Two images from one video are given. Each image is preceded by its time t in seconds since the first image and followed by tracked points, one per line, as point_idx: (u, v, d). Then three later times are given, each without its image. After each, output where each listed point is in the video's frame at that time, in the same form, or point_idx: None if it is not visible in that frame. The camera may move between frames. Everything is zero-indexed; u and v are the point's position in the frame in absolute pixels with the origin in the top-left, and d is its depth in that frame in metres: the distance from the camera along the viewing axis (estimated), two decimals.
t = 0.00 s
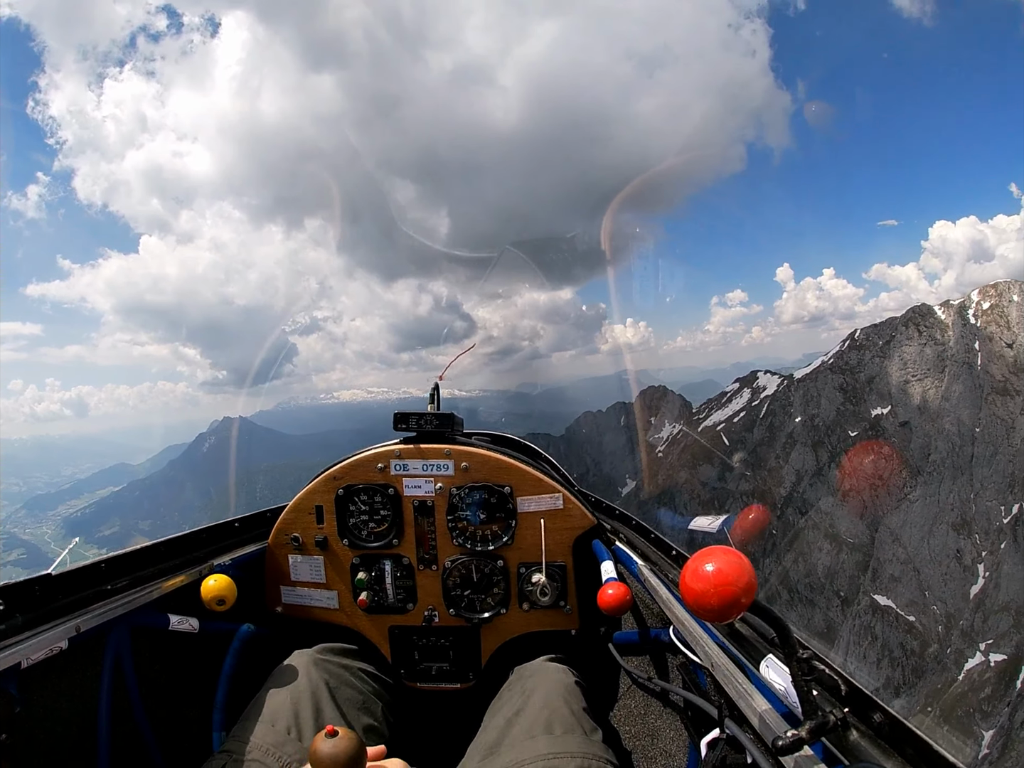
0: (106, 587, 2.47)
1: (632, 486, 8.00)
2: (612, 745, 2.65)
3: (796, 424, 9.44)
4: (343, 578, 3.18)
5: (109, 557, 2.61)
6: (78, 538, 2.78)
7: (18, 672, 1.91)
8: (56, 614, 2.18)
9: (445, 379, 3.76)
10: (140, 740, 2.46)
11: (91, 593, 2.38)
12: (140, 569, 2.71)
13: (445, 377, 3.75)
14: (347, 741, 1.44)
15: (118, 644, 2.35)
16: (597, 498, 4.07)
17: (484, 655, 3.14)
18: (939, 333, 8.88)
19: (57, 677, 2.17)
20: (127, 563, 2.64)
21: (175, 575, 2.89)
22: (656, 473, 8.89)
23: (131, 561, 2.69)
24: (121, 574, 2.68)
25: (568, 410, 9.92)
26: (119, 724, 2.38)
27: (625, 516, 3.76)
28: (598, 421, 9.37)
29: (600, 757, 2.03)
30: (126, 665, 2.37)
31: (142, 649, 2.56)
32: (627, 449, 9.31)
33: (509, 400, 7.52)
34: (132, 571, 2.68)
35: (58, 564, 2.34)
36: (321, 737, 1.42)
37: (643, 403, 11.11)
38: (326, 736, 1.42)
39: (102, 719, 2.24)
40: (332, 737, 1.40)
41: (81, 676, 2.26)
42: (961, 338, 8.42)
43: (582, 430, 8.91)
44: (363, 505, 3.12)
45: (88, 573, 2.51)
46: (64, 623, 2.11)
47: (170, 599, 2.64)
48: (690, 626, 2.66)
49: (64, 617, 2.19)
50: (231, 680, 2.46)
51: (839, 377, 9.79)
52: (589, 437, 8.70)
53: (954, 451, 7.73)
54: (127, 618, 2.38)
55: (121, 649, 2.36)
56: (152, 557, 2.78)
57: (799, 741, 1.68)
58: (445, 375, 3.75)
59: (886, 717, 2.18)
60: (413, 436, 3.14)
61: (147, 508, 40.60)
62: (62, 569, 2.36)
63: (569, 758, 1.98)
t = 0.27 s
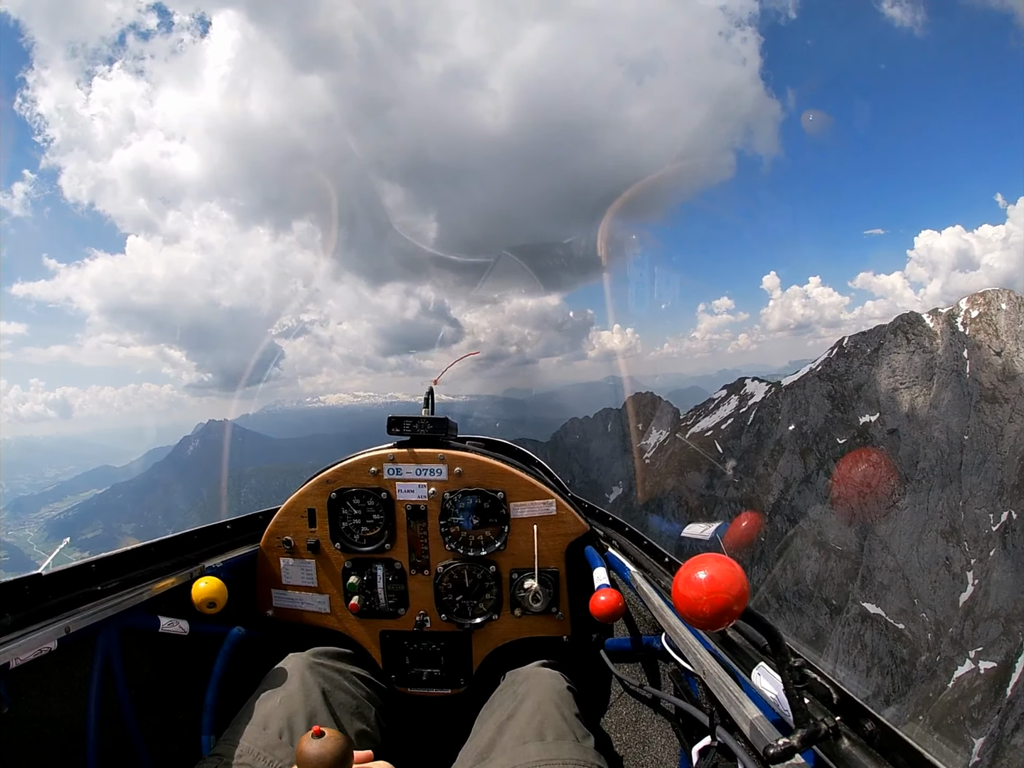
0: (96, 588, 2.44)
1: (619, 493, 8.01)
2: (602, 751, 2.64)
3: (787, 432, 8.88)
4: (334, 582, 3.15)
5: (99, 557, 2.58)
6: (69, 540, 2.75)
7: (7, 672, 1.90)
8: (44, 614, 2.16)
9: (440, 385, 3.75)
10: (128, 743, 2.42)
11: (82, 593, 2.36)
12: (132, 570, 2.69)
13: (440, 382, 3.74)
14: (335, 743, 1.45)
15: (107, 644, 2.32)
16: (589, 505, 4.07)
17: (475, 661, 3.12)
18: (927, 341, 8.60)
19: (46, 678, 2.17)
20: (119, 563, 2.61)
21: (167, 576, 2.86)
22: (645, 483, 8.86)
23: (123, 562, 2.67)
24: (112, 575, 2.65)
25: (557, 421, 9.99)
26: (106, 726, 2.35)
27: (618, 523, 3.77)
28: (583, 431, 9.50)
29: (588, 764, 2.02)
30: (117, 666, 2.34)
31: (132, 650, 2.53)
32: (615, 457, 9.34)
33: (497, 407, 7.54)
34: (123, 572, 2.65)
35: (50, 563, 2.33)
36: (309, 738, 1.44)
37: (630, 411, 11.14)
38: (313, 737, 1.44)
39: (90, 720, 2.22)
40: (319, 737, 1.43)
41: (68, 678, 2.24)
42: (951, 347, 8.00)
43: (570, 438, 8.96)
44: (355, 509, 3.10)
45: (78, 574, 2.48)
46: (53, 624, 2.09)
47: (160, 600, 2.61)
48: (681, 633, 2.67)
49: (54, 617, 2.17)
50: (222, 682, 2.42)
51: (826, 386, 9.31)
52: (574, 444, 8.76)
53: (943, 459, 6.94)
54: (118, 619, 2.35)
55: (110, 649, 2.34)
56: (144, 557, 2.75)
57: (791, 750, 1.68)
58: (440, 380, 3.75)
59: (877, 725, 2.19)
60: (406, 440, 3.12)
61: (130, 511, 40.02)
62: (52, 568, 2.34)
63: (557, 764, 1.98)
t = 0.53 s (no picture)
0: (87, 591, 2.40)
1: (612, 494, 7.97)
2: (595, 755, 2.63)
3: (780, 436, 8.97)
4: (326, 587, 3.12)
5: (90, 560, 2.53)
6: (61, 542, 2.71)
7: None
8: (34, 618, 2.12)
9: (434, 390, 3.71)
10: (118, 749, 2.38)
11: (72, 597, 2.32)
12: (123, 573, 2.64)
13: (433, 387, 3.71)
14: (333, 748, 1.45)
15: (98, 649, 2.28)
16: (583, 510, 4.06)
17: (468, 666, 3.10)
18: (921, 342, 8.13)
19: (36, 682, 2.13)
20: (110, 567, 2.56)
21: (158, 579, 2.82)
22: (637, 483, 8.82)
23: (114, 565, 2.62)
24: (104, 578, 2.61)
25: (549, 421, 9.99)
26: (95, 731, 2.31)
27: (611, 528, 3.75)
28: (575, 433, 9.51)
29: None
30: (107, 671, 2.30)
31: (123, 654, 2.49)
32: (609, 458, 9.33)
33: (490, 410, 7.49)
34: (115, 576, 2.61)
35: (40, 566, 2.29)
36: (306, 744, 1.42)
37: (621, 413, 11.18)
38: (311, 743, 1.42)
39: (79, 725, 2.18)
40: (317, 741, 1.42)
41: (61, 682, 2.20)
42: (943, 347, 7.83)
43: (563, 439, 8.95)
44: (348, 513, 3.08)
45: (69, 577, 2.44)
46: (42, 627, 2.05)
47: (152, 604, 2.57)
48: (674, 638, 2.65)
49: (44, 621, 2.13)
50: (212, 688, 2.37)
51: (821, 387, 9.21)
52: (567, 445, 8.74)
53: (937, 461, 7.07)
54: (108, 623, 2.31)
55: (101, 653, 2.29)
56: (136, 561, 2.71)
57: (783, 755, 1.66)
58: (433, 385, 3.72)
59: (870, 731, 2.18)
60: (399, 445, 3.10)
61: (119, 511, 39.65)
62: (44, 571, 2.31)
63: None
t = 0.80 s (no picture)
0: (79, 592, 2.38)
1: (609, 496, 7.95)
2: (589, 757, 2.62)
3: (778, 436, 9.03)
4: (320, 588, 3.11)
5: (83, 561, 2.52)
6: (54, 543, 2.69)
7: None
8: (27, 619, 2.11)
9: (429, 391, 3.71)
10: (111, 750, 2.37)
11: (65, 597, 2.30)
12: (116, 574, 2.63)
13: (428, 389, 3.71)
14: (326, 757, 1.45)
15: (90, 649, 2.26)
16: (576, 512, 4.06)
17: (462, 668, 3.09)
18: (921, 341, 8.09)
19: (28, 683, 2.12)
20: (103, 568, 2.54)
21: (151, 580, 2.80)
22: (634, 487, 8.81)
23: (107, 566, 2.61)
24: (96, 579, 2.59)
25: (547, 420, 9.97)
26: (88, 732, 2.30)
27: (605, 530, 3.75)
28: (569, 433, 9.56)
29: None
30: (100, 671, 2.29)
31: (115, 655, 2.48)
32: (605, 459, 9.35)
33: (485, 411, 7.45)
34: (108, 577, 2.59)
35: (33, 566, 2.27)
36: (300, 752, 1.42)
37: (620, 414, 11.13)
38: (304, 752, 1.42)
39: (72, 726, 2.17)
40: (311, 750, 1.42)
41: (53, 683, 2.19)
42: (943, 346, 7.82)
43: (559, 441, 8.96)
44: (342, 514, 3.07)
45: (62, 577, 2.42)
46: (35, 628, 2.04)
47: (144, 606, 2.55)
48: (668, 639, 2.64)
49: (36, 622, 2.12)
50: (206, 690, 2.36)
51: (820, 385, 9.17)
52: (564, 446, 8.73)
53: (938, 460, 7.02)
54: (101, 623, 2.30)
55: (94, 654, 2.28)
56: (129, 562, 2.69)
57: (778, 756, 1.65)
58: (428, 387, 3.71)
59: (864, 732, 2.18)
60: (393, 446, 3.08)
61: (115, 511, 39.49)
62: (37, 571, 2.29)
63: None
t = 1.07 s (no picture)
0: (75, 592, 2.39)
1: (610, 495, 7.95)
2: (584, 755, 2.63)
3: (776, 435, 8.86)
4: (316, 587, 3.12)
5: (78, 560, 2.53)
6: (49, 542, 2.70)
7: None
8: (22, 618, 2.12)
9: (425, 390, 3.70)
10: (107, 748, 2.38)
11: (60, 597, 2.32)
12: (112, 573, 2.64)
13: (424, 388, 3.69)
14: (315, 756, 1.45)
15: (85, 649, 2.27)
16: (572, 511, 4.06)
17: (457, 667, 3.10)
18: (926, 340, 8.51)
19: (24, 682, 2.13)
20: (98, 567, 2.55)
21: (147, 579, 2.81)
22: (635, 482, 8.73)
23: (102, 566, 2.61)
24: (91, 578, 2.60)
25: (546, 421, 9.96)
26: (84, 731, 2.32)
27: (601, 529, 3.75)
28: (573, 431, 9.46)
29: None
30: (95, 671, 2.29)
31: (111, 653, 2.49)
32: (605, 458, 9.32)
33: (486, 409, 7.40)
34: (103, 576, 2.60)
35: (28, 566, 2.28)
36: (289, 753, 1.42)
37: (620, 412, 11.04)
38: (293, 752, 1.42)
39: (67, 724, 2.18)
40: (301, 750, 1.43)
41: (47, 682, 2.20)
42: (949, 343, 7.96)
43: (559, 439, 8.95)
44: (337, 513, 3.07)
45: (57, 577, 2.43)
46: (31, 628, 2.05)
47: (140, 605, 2.56)
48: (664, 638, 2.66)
49: (31, 621, 2.13)
50: (202, 688, 2.37)
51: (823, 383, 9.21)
52: (565, 445, 8.72)
53: (942, 460, 7.13)
54: (95, 623, 2.31)
55: (88, 654, 2.29)
56: (124, 561, 2.70)
57: (774, 754, 1.67)
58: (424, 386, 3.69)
59: (858, 730, 2.21)
60: (389, 445, 3.08)
61: (116, 511, 39.52)
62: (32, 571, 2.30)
63: None
